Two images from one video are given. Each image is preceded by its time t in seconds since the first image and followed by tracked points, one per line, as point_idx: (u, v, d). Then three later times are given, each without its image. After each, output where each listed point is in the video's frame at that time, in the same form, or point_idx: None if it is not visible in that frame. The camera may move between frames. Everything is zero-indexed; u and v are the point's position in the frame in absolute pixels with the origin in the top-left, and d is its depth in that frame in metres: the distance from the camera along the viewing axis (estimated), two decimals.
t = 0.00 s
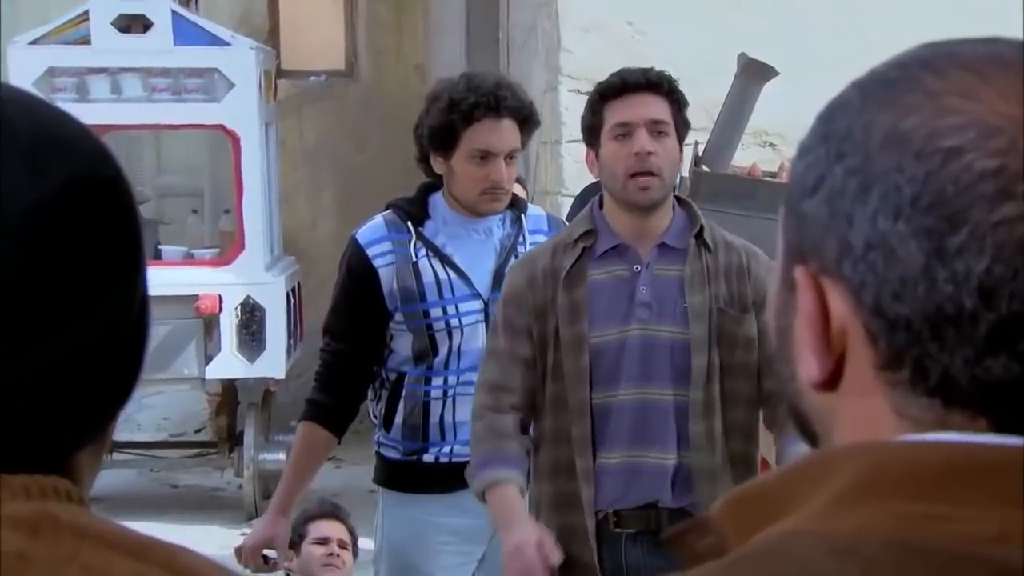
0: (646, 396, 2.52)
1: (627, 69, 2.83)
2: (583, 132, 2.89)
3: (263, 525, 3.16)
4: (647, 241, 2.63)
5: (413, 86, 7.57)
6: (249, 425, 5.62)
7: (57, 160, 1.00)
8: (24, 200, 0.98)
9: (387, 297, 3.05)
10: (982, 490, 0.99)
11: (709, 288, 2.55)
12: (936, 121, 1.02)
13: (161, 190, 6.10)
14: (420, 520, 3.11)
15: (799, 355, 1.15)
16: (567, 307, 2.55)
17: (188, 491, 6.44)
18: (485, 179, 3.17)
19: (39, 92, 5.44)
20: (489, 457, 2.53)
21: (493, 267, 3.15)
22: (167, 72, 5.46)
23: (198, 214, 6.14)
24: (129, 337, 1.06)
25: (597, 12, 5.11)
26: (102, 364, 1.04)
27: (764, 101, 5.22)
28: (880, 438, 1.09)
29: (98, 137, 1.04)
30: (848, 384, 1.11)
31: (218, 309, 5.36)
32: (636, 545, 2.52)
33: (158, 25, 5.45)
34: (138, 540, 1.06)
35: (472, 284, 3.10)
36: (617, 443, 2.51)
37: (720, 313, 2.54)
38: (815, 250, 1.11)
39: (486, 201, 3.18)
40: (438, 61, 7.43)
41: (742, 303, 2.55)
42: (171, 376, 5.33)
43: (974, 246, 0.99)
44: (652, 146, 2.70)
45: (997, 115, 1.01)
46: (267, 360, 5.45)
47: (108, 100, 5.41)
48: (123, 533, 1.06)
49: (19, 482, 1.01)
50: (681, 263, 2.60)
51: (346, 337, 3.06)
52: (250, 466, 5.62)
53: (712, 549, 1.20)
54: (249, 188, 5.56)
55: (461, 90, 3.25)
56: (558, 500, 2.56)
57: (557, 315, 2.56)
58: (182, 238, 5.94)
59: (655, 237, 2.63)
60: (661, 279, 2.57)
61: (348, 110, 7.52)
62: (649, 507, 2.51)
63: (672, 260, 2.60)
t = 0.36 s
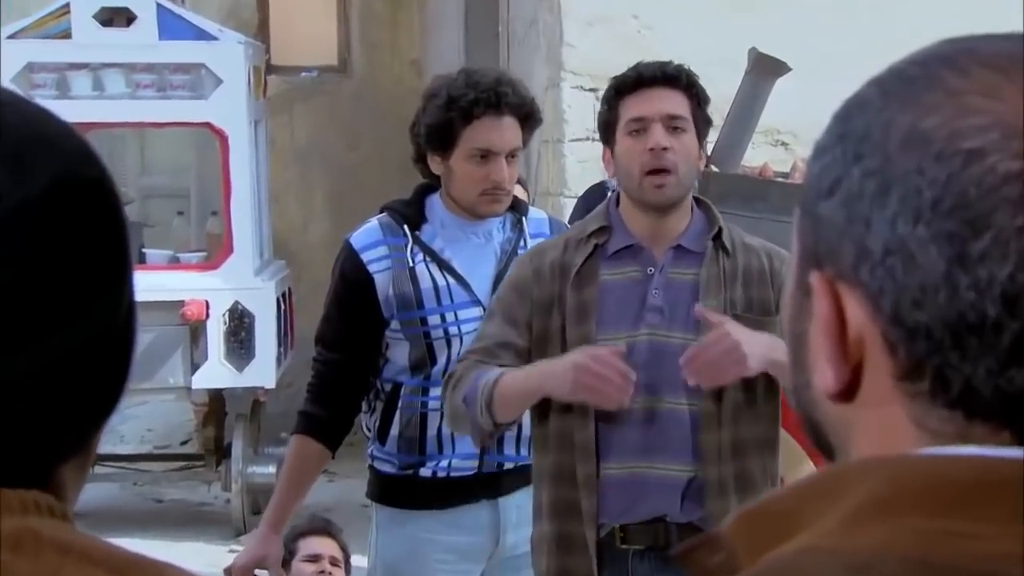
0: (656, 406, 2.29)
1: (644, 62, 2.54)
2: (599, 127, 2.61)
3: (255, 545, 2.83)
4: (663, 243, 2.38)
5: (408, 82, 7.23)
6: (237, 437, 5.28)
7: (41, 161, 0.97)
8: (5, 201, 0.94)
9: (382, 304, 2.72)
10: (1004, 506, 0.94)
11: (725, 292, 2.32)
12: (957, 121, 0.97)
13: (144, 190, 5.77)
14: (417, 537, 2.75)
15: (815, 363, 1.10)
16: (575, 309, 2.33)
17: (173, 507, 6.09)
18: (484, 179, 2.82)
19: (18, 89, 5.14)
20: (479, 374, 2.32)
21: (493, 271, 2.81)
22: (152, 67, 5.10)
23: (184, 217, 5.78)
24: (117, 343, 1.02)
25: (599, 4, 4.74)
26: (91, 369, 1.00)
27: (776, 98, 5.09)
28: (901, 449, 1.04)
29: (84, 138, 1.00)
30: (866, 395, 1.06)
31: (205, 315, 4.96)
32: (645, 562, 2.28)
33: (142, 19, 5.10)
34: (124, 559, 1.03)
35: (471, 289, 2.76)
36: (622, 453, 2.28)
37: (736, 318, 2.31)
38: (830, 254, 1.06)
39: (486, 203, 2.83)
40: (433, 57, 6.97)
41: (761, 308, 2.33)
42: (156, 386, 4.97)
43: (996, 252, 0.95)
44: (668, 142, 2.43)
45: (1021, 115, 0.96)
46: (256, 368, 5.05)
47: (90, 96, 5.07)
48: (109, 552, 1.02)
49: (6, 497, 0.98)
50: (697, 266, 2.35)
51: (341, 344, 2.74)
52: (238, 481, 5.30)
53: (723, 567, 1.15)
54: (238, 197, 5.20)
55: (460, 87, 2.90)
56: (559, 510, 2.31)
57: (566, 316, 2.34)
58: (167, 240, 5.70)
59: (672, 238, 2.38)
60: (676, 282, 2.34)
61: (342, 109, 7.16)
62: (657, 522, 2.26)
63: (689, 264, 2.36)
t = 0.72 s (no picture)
0: (664, 425, 2.14)
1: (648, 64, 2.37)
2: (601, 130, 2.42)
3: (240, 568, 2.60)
4: (668, 253, 2.23)
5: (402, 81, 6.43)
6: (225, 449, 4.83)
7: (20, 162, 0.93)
8: None
9: (374, 312, 2.51)
10: None
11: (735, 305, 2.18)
12: (976, 122, 0.93)
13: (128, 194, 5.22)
14: (410, 557, 2.56)
15: (828, 375, 1.05)
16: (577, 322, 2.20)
17: (155, 523, 5.55)
18: (480, 180, 2.59)
19: None
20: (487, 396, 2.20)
21: (490, 278, 2.62)
22: (136, 64, 4.70)
23: (168, 221, 5.20)
24: (97, 352, 0.99)
25: None
26: (71, 379, 0.97)
27: (787, 97, 5.06)
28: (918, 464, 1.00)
29: (63, 141, 0.97)
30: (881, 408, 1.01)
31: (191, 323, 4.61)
32: None
33: (124, 12, 4.69)
34: None
35: (467, 296, 2.57)
36: (627, 473, 2.14)
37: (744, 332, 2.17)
38: (844, 262, 1.01)
39: (482, 206, 2.62)
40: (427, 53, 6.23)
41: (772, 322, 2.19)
42: (139, 399, 4.60)
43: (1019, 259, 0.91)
44: (672, 146, 2.25)
45: None
46: (242, 380, 4.70)
47: (70, 95, 4.68)
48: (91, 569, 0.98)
49: None
50: (705, 279, 2.21)
51: (330, 353, 2.52)
52: (225, 497, 4.81)
53: None
54: (223, 198, 4.79)
55: (453, 84, 2.65)
56: (562, 530, 2.18)
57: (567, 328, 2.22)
58: (150, 245, 5.14)
59: (677, 249, 2.23)
60: (681, 293, 2.20)
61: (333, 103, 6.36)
62: (661, 541, 2.12)
63: (697, 275, 2.22)
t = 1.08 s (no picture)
0: (669, 441, 2.09)
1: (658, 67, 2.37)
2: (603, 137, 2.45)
3: None
4: (672, 266, 2.20)
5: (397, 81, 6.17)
6: (210, 467, 4.69)
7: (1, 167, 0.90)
8: None
9: (363, 324, 2.46)
10: None
11: (743, 317, 2.12)
12: (994, 127, 0.90)
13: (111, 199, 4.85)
14: None
15: (838, 391, 1.01)
16: (576, 337, 2.13)
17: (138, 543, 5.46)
18: (475, 185, 2.58)
19: None
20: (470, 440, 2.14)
21: (483, 289, 2.56)
22: (119, 64, 4.40)
23: (153, 227, 4.85)
24: (81, 361, 0.96)
25: None
26: (54, 392, 0.93)
27: (796, 98, 4.53)
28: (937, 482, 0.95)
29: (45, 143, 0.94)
30: (895, 424, 0.97)
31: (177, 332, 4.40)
32: None
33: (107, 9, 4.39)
34: None
35: (459, 309, 2.51)
36: (633, 493, 2.08)
37: (755, 346, 2.11)
38: (856, 271, 0.97)
39: (476, 212, 2.59)
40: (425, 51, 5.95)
41: (782, 333, 2.12)
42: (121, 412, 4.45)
43: None
44: (683, 164, 2.27)
45: None
46: (231, 392, 4.50)
47: (53, 96, 4.39)
48: None
49: None
50: (711, 291, 2.17)
51: (316, 370, 2.47)
52: (212, 515, 4.66)
53: None
54: (210, 205, 4.52)
55: (446, 86, 2.64)
56: (559, 557, 2.13)
57: (564, 344, 2.15)
58: (134, 252, 4.83)
59: (681, 263, 2.20)
60: (686, 307, 2.15)
61: (324, 105, 6.08)
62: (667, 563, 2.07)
63: (702, 288, 2.18)
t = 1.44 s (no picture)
0: (678, 454, 1.98)
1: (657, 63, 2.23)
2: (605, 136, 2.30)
3: None
4: (678, 269, 2.09)
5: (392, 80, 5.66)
6: (196, 481, 4.26)
7: None
8: None
9: (351, 335, 2.33)
10: None
11: (755, 325, 2.02)
12: (1012, 130, 0.86)
13: (91, 200, 3.93)
14: None
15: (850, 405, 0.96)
16: (577, 346, 2.02)
17: (121, 564, 5.22)
18: (467, 190, 2.43)
19: None
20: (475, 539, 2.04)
21: (476, 296, 2.43)
22: (101, 61, 3.81)
23: (136, 232, 4.08)
24: (61, 368, 0.93)
25: None
26: (33, 400, 0.91)
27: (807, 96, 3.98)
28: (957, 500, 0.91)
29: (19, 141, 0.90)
30: (908, 439, 0.93)
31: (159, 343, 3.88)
32: None
33: None
34: None
35: (452, 317, 2.37)
36: (639, 508, 1.98)
37: (768, 355, 2.01)
38: (869, 279, 0.93)
39: (468, 217, 2.45)
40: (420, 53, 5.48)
41: (795, 347, 2.03)
42: (103, 426, 3.97)
43: None
44: (687, 158, 2.15)
45: None
46: (221, 405, 3.97)
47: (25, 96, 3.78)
48: None
49: None
50: (719, 296, 2.06)
51: (301, 383, 2.35)
52: (198, 532, 4.22)
53: None
54: (196, 212, 3.95)
55: (436, 86, 2.49)
56: None
57: (566, 354, 2.03)
58: (117, 260, 4.07)
59: (686, 265, 2.09)
60: (694, 313, 2.04)
61: (316, 105, 5.57)
62: None
63: (711, 290, 2.06)
